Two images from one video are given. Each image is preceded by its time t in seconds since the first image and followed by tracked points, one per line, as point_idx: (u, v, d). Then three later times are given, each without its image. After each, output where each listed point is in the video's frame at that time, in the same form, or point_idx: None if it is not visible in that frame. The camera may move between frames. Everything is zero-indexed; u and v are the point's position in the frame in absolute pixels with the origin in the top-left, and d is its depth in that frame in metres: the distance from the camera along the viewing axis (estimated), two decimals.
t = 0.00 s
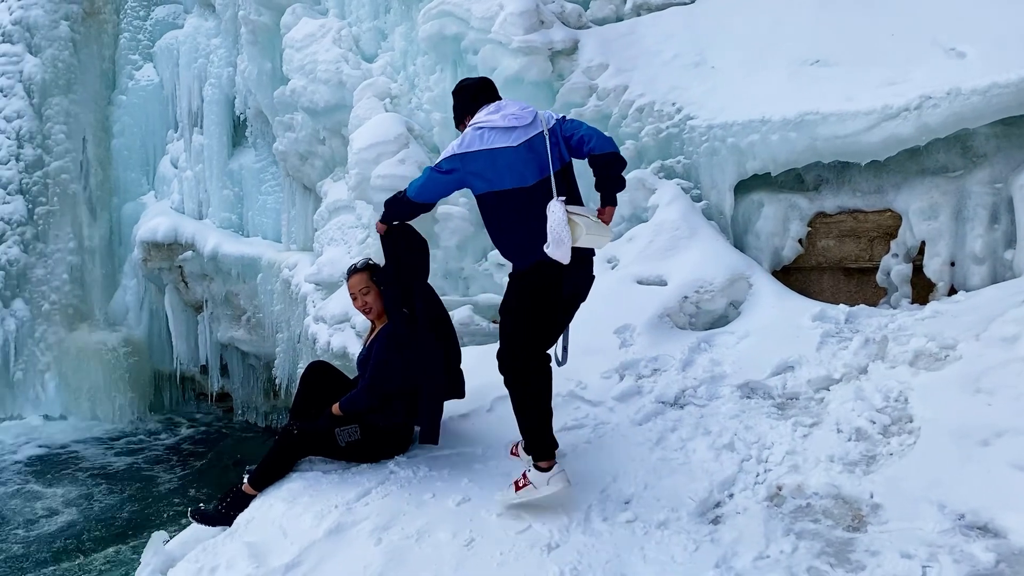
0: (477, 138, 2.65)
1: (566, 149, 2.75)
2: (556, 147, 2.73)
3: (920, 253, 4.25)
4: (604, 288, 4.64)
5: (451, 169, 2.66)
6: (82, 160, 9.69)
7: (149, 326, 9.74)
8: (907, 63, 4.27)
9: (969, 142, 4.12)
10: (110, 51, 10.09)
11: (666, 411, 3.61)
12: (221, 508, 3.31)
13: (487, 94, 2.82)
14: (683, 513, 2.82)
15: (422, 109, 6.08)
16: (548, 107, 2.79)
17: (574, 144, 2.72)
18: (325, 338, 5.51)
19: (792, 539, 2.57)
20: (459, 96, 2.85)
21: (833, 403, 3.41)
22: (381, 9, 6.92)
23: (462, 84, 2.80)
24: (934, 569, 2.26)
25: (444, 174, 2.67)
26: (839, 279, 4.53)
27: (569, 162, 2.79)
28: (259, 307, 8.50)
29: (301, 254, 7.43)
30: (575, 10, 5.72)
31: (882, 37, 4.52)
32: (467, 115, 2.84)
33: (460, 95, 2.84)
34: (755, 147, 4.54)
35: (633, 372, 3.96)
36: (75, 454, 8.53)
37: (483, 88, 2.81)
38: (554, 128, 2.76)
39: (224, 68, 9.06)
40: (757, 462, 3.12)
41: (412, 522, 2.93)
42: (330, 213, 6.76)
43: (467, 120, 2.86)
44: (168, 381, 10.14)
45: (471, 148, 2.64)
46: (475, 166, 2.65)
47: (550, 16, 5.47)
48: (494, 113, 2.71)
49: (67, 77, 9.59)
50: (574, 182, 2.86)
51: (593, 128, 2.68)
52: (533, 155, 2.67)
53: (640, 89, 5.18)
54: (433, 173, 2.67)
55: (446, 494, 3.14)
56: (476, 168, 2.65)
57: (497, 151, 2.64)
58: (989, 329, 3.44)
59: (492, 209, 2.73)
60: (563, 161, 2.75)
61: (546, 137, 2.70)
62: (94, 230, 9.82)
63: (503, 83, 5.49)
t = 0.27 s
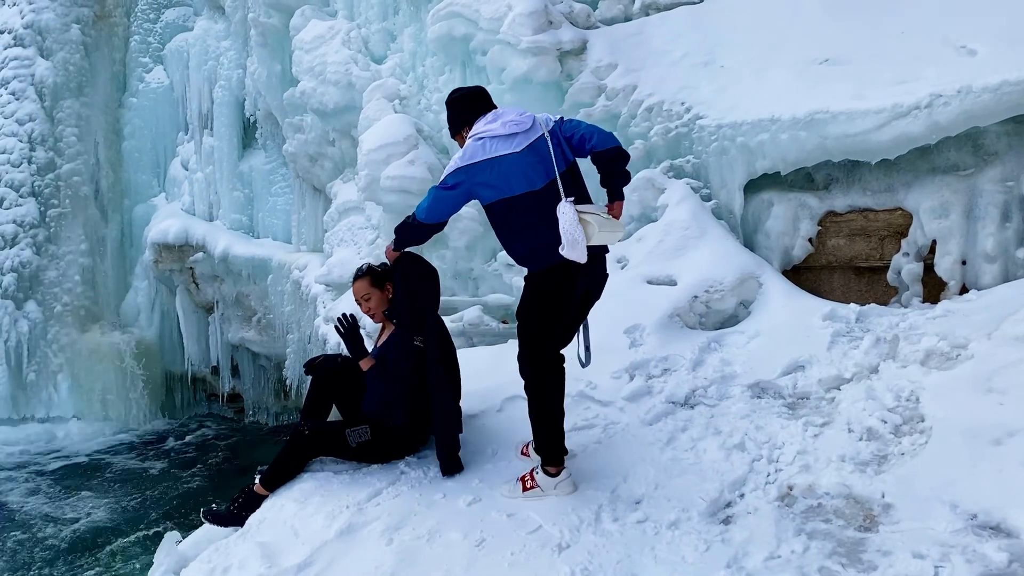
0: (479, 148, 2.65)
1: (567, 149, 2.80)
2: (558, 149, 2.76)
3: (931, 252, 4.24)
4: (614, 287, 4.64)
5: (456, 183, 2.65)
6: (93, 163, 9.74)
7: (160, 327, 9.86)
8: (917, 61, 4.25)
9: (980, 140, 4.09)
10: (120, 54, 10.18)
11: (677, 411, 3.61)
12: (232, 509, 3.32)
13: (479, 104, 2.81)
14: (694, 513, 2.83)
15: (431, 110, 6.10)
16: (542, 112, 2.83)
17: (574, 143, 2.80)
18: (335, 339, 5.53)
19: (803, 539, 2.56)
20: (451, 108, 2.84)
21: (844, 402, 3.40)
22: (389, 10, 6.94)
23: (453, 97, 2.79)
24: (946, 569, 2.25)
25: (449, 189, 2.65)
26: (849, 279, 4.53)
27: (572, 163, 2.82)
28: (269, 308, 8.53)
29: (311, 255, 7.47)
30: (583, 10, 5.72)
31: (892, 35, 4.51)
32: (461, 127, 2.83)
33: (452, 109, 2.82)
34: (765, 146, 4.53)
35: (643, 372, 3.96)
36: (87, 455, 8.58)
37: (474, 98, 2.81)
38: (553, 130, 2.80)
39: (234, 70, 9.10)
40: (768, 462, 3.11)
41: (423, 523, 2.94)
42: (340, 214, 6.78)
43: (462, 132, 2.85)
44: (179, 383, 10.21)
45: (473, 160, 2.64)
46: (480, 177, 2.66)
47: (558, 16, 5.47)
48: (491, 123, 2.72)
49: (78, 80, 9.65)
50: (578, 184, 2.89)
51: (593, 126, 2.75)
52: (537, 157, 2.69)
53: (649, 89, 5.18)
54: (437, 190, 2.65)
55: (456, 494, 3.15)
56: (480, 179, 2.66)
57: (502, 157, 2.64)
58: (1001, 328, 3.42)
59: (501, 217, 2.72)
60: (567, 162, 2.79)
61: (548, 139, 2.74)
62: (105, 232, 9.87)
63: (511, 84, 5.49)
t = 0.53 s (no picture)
0: (475, 155, 2.66)
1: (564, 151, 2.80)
2: (554, 152, 2.77)
3: (938, 252, 4.22)
4: (620, 287, 4.63)
5: (453, 190, 2.67)
6: (100, 165, 9.78)
7: (167, 330, 9.89)
8: (923, 60, 4.24)
9: (986, 139, 4.08)
10: (127, 57, 10.19)
11: (682, 412, 3.61)
12: (239, 510, 3.33)
13: (471, 109, 2.81)
14: (700, 514, 2.83)
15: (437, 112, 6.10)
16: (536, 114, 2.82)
17: (570, 144, 2.79)
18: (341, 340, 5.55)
19: (809, 540, 2.56)
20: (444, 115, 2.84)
21: (851, 402, 3.39)
22: (395, 12, 6.95)
23: (445, 104, 2.78)
24: (953, 570, 2.25)
25: (447, 197, 2.67)
26: (856, 279, 4.51)
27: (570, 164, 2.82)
28: (276, 309, 8.56)
29: (318, 256, 7.49)
30: (588, 11, 5.72)
31: (898, 34, 4.49)
32: (456, 134, 2.83)
33: (446, 117, 2.82)
34: (770, 146, 4.52)
35: (649, 373, 3.96)
36: (95, 457, 8.63)
37: (467, 104, 2.80)
38: (549, 132, 2.79)
39: (240, 72, 9.13)
40: (774, 463, 3.11)
41: (429, 524, 2.95)
42: (345, 216, 6.80)
43: (457, 139, 2.85)
44: (187, 384, 10.26)
45: (470, 168, 2.65)
46: (477, 184, 2.67)
47: (563, 17, 5.47)
48: (485, 129, 2.73)
49: (85, 83, 9.69)
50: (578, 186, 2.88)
51: (589, 127, 2.74)
52: (534, 161, 2.69)
53: (654, 89, 5.17)
54: (434, 199, 2.67)
55: (462, 496, 3.16)
56: (478, 186, 2.67)
57: (499, 163, 2.65)
58: (1008, 328, 3.41)
59: (502, 221, 2.73)
60: (565, 163, 2.79)
61: (544, 142, 2.73)
62: (113, 234, 9.92)
63: (517, 85, 5.50)
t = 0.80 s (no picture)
0: (473, 157, 2.65)
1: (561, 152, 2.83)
2: (552, 152, 2.78)
3: (941, 252, 4.21)
4: (622, 288, 4.63)
5: (453, 193, 2.65)
6: (104, 168, 9.81)
7: (171, 332, 9.90)
8: (925, 60, 4.23)
9: (990, 138, 4.07)
10: (130, 60, 10.21)
11: (685, 413, 3.61)
12: (243, 512, 3.34)
13: (465, 114, 2.81)
14: (703, 516, 2.83)
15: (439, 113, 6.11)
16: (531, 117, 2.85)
17: (567, 144, 2.83)
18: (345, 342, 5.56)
19: (813, 541, 2.56)
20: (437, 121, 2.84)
21: (855, 403, 3.39)
22: (397, 13, 6.95)
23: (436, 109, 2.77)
24: (957, 570, 2.24)
25: (446, 200, 2.65)
26: (859, 279, 4.50)
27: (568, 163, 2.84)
28: (280, 311, 8.58)
29: (321, 258, 7.51)
30: (590, 12, 5.72)
31: (900, 34, 4.48)
32: (450, 138, 2.82)
33: (439, 122, 2.81)
34: (773, 146, 4.52)
35: (652, 374, 3.96)
36: (101, 458, 8.66)
37: (460, 110, 2.81)
38: (545, 134, 2.82)
39: (243, 74, 9.15)
40: (777, 464, 3.11)
41: (432, 525, 2.96)
42: (348, 218, 6.80)
43: (451, 144, 2.85)
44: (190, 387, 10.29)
45: (469, 168, 2.65)
46: (476, 185, 2.66)
47: (565, 18, 5.48)
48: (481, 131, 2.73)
49: (89, 86, 9.72)
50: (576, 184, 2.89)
51: (585, 127, 2.78)
52: (532, 161, 2.71)
53: (656, 90, 5.17)
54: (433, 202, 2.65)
55: (465, 497, 3.17)
56: (477, 187, 2.66)
57: (497, 163, 2.66)
58: (1012, 328, 3.40)
59: (501, 222, 2.73)
60: (562, 163, 2.81)
61: (541, 143, 2.75)
62: (116, 237, 9.94)
63: (519, 86, 5.50)
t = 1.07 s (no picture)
0: (477, 157, 2.65)
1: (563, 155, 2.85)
2: (555, 153, 2.79)
3: (943, 252, 4.20)
4: (624, 289, 4.63)
5: (457, 193, 2.64)
6: (106, 170, 9.83)
7: (173, 334, 9.92)
8: (927, 60, 4.23)
9: (992, 138, 4.06)
10: (131, 62, 10.23)
11: (687, 414, 3.60)
12: (245, 514, 3.35)
13: (463, 113, 2.80)
14: (706, 517, 2.82)
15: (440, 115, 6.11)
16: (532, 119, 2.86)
17: (570, 148, 2.85)
18: (346, 343, 5.56)
19: (816, 542, 2.56)
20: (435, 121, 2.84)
21: (857, 403, 3.39)
22: (398, 15, 6.95)
23: (434, 108, 2.76)
24: (960, 570, 2.24)
25: (451, 200, 2.65)
26: (861, 279, 4.49)
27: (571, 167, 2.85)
28: (281, 313, 8.58)
29: (322, 260, 7.52)
30: (591, 13, 5.72)
31: (901, 34, 4.48)
32: (449, 138, 2.82)
33: (439, 122, 2.81)
34: (775, 146, 4.52)
35: (654, 375, 3.96)
36: (103, 460, 8.68)
37: (459, 108, 2.80)
38: (547, 136, 2.83)
39: (244, 77, 9.15)
40: (779, 465, 3.11)
41: (434, 527, 2.96)
42: (350, 219, 6.80)
43: (450, 144, 2.85)
44: (192, 389, 10.34)
45: (472, 169, 2.64)
46: (480, 185, 2.66)
47: (566, 19, 5.48)
48: (482, 131, 2.73)
49: (91, 88, 9.73)
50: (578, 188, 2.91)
51: (587, 132, 2.81)
52: (537, 161, 2.71)
53: (657, 91, 5.17)
54: (436, 203, 2.64)
55: (467, 499, 3.16)
56: (481, 187, 2.66)
57: (503, 164, 2.66)
58: (1014, 328, 3.39)
59: (506, 222, 2.72)
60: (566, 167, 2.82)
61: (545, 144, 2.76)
62: (118, 239, 9.96)
63: (520, 87, 5.50)
